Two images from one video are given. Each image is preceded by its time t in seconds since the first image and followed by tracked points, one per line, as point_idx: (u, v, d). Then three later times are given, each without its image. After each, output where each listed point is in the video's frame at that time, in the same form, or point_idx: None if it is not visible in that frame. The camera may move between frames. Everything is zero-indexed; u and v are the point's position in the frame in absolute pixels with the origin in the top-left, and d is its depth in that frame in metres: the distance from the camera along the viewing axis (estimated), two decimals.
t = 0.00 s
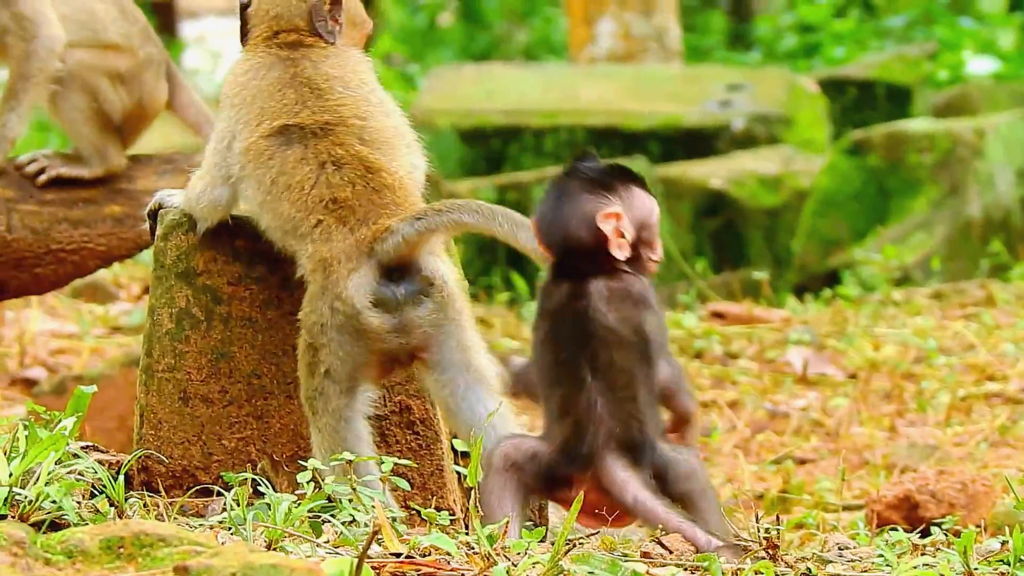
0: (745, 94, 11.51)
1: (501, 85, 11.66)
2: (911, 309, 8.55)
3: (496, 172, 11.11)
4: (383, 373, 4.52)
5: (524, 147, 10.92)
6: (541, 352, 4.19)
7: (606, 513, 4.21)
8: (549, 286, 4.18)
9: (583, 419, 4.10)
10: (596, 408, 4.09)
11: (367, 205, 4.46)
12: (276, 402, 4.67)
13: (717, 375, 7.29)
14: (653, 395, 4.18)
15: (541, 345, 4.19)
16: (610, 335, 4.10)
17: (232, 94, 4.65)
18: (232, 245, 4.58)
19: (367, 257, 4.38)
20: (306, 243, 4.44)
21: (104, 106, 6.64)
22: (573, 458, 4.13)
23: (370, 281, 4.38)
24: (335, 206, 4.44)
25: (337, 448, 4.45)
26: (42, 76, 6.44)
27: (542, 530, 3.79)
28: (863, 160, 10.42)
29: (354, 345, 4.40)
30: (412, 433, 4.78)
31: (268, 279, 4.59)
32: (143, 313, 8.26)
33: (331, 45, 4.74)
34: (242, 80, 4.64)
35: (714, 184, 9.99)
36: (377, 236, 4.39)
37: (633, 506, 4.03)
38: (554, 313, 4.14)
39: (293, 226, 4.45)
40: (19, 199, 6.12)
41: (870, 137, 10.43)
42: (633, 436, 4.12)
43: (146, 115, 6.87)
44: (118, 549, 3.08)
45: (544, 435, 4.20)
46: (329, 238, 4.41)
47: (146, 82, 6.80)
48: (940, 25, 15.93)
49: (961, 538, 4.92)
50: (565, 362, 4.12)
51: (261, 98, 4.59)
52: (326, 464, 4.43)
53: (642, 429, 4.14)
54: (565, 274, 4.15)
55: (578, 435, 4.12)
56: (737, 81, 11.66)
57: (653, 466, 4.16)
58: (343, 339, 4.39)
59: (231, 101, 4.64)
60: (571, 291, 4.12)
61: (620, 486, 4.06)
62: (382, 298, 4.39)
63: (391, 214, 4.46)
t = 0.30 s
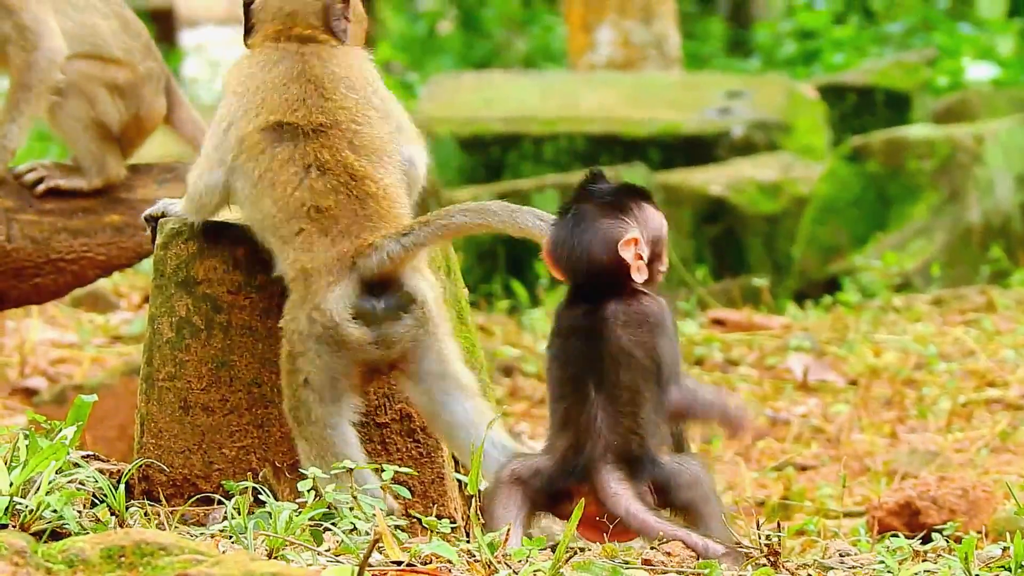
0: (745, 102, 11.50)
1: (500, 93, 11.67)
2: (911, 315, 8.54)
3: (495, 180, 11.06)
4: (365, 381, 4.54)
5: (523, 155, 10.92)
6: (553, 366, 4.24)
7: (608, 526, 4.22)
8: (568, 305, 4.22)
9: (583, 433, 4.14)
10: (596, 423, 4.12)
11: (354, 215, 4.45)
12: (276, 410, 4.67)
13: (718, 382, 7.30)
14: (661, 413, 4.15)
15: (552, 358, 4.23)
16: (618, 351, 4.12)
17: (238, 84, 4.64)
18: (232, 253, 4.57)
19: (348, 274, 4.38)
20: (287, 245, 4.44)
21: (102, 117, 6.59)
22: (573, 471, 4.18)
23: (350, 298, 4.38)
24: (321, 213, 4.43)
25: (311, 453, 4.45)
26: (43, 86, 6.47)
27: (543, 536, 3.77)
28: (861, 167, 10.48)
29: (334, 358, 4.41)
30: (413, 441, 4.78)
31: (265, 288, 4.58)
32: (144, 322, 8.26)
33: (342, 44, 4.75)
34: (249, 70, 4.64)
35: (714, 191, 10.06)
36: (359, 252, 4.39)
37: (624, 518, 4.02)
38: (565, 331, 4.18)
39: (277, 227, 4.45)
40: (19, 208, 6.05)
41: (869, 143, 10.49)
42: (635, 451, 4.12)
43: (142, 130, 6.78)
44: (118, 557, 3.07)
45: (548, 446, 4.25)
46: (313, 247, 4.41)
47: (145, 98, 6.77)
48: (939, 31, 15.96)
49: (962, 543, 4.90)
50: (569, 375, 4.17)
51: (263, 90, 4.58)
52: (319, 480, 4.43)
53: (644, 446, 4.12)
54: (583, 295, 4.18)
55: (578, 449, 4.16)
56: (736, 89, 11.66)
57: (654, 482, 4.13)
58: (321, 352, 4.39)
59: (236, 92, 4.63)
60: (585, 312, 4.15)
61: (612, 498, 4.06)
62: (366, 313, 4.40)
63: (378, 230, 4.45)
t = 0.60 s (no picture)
0: (742, 105, 11.55)
1: (499, 97, 11.64)
2: (909, 318, 8.56)
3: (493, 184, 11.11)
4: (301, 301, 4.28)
5: (520, 159, 10.94)
6: (568, 368, 4.20)
7: (608, 528, 4.30)
8: (584, 301, 4.22)
9: (606, 440, 4.17)
10: (621, 432, 4.17)
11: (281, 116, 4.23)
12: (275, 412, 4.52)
13: (716, 387, 7.32)
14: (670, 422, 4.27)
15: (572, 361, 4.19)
16: (647, 360, 4.19)
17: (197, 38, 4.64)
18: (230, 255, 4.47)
19: (278, 188, 4.15)
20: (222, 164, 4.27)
21: (107, 119, 6.59)
22: (594, 478, 4.19)
23: (282, 210, 4.16)
24: (244, 128, 4.24)
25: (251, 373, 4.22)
26: (46, 94, 6.37)
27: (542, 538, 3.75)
28: (860, 170, 10.56)
29: (267, 265, 4.19)
30: (411, 444, 4.55)
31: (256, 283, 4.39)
32: (142, 326, 8.29)
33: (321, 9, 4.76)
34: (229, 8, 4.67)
35: (712, 194, 10.12)
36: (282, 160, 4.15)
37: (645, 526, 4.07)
38: (592, 334, 4.17)
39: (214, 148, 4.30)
40: (17, 211, 6.02)
41: (868, 147, 10.57)
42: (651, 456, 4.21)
43: (144, 137, 6.79)
44: (117, 560, 3.07)
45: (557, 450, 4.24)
46: (239, 161, 4.21)
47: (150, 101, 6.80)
48: (937, 34, 16.01)
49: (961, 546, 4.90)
50: (595, 379, 4.17)
51: (236, 16, 4.57)
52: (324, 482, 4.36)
53: (660, 454, 4.24)
54: (614, 298, 4.22)
55: (600, 455, 4.18)
56: (734, 91, 11.69)
57: (665, 490, 4.23)
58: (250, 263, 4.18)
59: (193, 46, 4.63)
60: (615, 311, 4.21)
61: (636, 507, 4.10)
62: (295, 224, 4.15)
63: (308, 142, 4.21)
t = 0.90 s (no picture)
0: (740, 105, 11.57)
1: (498, 97, 11.63)
2: (908, 318, 8.56)
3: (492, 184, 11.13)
4: (290, 192, 4.52)
5: (519, 160, 10.96)
6: (556, 376, 4.15)
7: (608, 528, 4.19)
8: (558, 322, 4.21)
9: (604, 435, 4.07)
10: (620, 425, 4.08)
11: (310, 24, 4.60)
12: (275, 413, 4.52)
13: (715, 386, 7.33)
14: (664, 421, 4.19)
15: (556, 368, 4.15)
16: (631, 354, 4.15)
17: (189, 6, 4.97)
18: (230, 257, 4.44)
19: (304, 93, 4.45)
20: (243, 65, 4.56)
21: (117, 120, 6.64)
22: (593, 472, 4.08)
23: (305, 110, 4.44)
24: (276, 36, 4.57)
25: (254, 258, 4.35)
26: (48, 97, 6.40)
27: (542, 537, 3.74)
28: (859, 170, 10.57)
29: (274, 155, 4.42)
30: (409, 443, 4.64)
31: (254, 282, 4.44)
32: (140, 327, 8.30)
33: None
34: None
35: (711, 194, 10.15)
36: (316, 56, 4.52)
37: (656, 516, 3.97)
38: (574, 343, 4.14)
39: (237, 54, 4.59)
40: (16, 211, 5.99)
41: (865, 147, 10.59)
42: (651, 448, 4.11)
43: (151, 141, 6.84)
44: (116, 560, 3.08)
45: (554, 448, 4.13)
46: (265, 62, 4.51)
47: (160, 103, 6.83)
48: (936, 33, 16.00)
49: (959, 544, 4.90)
50: (587, 375, 4.11)
51: None
52: (323, 482, 4.40)
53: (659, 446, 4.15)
54: (590, 316, 4.20)
55: (599, 452, 4.07)
56: (733, 91, 11.72)
57: (668, 483, 4.12)
58: (265, 152, 4.41)
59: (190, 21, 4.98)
60: (598, 324, 4.19)
61: (643, 497, 4.00)
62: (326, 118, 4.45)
63: (335, 57, 4.55)
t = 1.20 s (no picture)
0: (738, 104, 11.55)
1: (497, 96, 11.53)
2: (906, 316, 8.55)
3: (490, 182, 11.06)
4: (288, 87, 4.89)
5: (518, 158, 10.90)
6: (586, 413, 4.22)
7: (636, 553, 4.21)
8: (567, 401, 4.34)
9: (640, 456, 4.12)
10: (653, 451, 4.13)
11: None
12: (273, 411, 4.44)
13: (713, 384, 7.34)
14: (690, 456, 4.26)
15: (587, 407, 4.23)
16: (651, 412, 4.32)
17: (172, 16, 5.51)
18: (228, 255, 4.38)
19: None
20: None
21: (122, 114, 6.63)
22: (627, 497, 4.11)
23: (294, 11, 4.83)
24: None
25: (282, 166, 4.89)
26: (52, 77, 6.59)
27: (540, 535, 3.72)
28: (858, 169, 10.56)
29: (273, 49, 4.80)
30: (408, 441, 4.50)
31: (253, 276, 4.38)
32: (139, 325, 8.29)
33: None
34: None
35: (709, 192, 10.14)
36: None
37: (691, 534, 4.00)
38: (606, 394, 4.26)
39: None
40: (14, 209, 5.97)
41: (863, 145, 10.57)
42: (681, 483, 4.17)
43: (163, 138, 6.66)
44: (114, 557, 3.08)
45: (590, 465, 4.10)
46: None
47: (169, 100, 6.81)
48: (935, 31, 15.98)
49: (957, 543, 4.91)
50: (619, 414, 4.19)
51: None
52: (319, 480, 4.32)
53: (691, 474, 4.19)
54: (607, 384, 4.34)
55: (634, 477, 4.10)
56: (731, 90, 11.67)
57: (699, 508, 4.15)
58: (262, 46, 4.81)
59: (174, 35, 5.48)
60: (620, 390, 4.32)
61: (679, 517, 4.04)
62: (320, 9, 4.87)
63: None
